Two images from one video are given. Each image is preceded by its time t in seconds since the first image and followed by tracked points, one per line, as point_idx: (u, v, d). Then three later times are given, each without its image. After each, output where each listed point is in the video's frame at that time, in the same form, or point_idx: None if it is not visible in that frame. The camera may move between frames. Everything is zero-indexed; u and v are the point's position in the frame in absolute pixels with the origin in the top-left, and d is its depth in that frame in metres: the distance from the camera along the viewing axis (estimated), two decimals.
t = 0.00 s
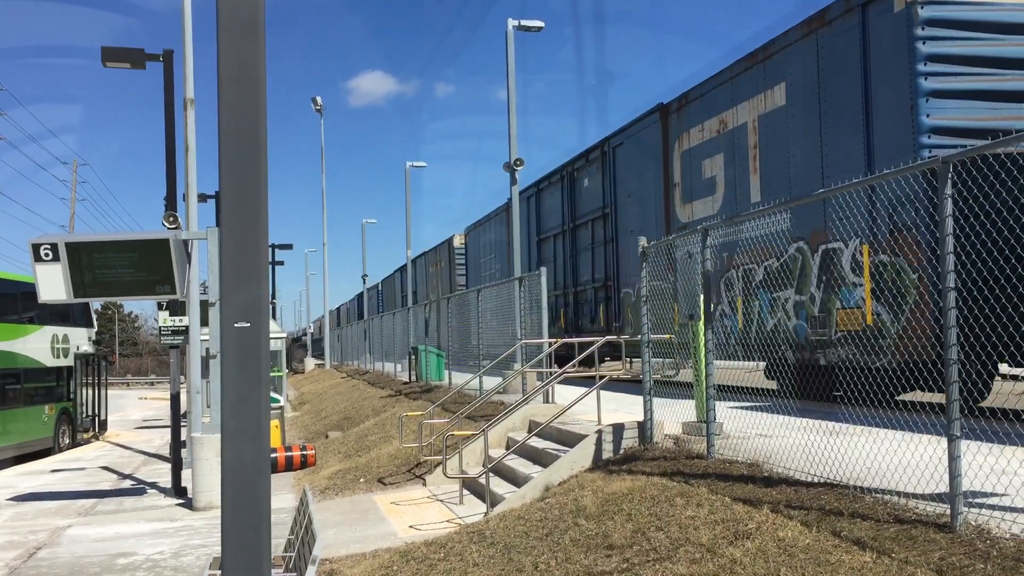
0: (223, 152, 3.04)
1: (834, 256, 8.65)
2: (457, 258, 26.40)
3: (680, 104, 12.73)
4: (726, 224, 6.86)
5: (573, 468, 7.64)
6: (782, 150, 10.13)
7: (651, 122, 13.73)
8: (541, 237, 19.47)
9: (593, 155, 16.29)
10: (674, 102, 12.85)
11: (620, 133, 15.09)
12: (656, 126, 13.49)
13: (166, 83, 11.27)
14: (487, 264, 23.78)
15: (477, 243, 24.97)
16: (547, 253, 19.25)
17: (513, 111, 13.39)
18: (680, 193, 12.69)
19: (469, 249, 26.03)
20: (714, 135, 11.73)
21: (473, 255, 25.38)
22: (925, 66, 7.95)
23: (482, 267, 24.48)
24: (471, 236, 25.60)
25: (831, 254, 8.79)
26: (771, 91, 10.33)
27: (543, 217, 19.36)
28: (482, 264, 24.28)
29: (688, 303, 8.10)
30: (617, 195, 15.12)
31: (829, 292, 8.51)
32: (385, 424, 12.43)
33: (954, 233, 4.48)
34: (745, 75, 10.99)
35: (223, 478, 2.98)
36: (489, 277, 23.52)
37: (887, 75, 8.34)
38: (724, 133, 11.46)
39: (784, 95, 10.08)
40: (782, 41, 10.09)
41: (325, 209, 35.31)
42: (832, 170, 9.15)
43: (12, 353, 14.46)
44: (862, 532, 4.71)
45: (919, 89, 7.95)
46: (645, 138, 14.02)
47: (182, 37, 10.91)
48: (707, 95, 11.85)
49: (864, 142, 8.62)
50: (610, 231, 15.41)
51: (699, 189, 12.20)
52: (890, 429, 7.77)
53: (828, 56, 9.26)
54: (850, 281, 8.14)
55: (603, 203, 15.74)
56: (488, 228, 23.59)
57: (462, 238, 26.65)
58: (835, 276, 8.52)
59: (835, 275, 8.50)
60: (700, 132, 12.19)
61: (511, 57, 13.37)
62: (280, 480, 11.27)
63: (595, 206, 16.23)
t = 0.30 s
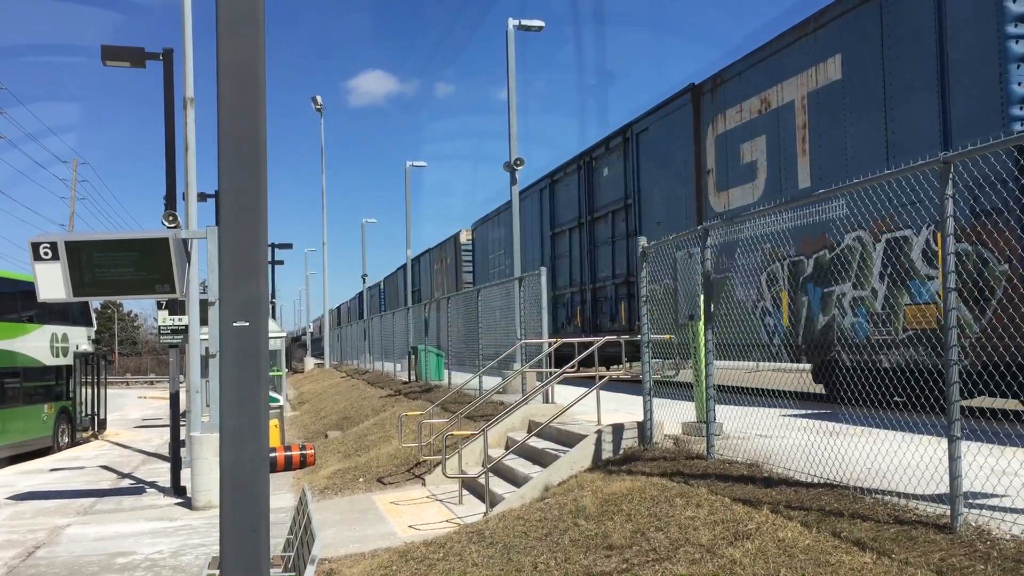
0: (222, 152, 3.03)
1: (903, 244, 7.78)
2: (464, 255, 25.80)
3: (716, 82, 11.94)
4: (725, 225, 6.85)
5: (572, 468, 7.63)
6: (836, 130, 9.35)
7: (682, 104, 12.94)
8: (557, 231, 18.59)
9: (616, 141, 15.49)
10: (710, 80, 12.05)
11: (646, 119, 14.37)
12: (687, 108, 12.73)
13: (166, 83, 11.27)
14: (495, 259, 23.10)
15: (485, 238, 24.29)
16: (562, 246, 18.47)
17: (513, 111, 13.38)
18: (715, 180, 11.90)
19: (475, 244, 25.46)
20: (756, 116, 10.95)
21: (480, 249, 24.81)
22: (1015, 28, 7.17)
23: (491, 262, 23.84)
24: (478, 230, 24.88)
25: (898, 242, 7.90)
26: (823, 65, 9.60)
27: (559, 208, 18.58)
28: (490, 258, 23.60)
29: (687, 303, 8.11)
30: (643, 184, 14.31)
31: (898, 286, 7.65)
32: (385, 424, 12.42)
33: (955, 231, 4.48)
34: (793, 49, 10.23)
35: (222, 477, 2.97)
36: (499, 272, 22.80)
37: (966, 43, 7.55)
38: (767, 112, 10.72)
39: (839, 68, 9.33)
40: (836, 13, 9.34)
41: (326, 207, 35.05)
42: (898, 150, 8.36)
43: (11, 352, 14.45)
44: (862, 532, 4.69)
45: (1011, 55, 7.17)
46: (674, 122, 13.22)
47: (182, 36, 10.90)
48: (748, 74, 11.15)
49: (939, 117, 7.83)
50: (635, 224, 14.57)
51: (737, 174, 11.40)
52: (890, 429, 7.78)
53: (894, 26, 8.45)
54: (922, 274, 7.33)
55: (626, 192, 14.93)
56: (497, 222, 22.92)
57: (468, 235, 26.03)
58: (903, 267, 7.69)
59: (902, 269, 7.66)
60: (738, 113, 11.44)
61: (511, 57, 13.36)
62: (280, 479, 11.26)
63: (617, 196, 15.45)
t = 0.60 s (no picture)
0: (223, 150, 3.02)
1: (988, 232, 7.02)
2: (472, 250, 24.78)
3: (756, 55, 10.60)
4: (727, 223, 6.83)
5: (573, 467, 7.63)
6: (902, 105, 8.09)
7: (714, 82, 11.62)
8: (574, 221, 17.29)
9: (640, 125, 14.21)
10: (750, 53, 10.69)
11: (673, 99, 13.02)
12: (721, 86, 11.43)
13: (168, 80, 11.26)
14: (508, 252, 21.96)
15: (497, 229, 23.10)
16: (579, 240, 17.26)
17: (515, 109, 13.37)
18: (756, 163, 10.51)
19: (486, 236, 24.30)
20: (804, 92, 9.61)
21: (492, 242, 23.65)
22: None
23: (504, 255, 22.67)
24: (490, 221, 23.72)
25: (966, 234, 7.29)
26: (890, 29, 8.26)
27: (575, 199, 17.35)
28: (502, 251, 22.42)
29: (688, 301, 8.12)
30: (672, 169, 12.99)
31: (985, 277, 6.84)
32: (386, 422, 12.43)
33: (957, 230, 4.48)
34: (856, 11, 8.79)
35: (224, 475, 2.97)
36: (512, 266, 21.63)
37: None
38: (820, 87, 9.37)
39: (910, 33, 8.00)
40: None
41: (327, 204, 34.86)
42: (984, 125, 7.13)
43: (13, 349, 14.47)
44: (863, 531, 4.69)
45: None
46: (707, 101, 11.84)
47: (184, 34, 10.89)
48: (795, 43, 9.82)
49: None
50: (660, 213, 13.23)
51: (783, 157, 10.05)
52: (892, 429, 7.76)
53: None
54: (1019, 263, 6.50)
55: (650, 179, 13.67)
56: (511, 214, 21.75)
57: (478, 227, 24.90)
58: (989, 257, 6.91)
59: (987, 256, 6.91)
60: (783, 88, 10.08)
61: (513, 55, 13.34)
62: (281, 477, 11.27)
63: (640, 184, 14.18)
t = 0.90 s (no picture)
0: (228, 149, 3.03)
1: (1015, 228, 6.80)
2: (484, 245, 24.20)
3: (809, 24, 9.47)
4: (730, 222, 6.82)
5: (576, 465, 7.63)
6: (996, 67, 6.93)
7: (764, 54, 10.38)
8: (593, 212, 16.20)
9: (673, 106, 12.95)
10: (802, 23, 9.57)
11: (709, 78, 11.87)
12: (769, 59, 10.20)
13: (171, 79, 11.27)
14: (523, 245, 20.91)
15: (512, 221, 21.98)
16: (600, 232, 16.07)
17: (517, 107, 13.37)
18: (808, 144, 9.33)
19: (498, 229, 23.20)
20: (866, 64, 8.52)
21: (505, 234, 22.53)
22: None
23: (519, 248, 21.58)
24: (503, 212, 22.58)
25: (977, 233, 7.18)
26: None
27: (597, 188, 16.14)
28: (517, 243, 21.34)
29: (691, 300, 8.14)
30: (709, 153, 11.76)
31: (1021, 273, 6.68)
32: (389, 421, 12.44)
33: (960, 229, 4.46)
34: None
35: (226, 473, 2.97)
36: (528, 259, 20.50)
37: None
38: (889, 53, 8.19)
39: None
40: None
41: (330, 201, 34.68)
42: None
43: (16, 348, 14.51)
44: (866, 530, 4.69)
45: None
46: (755, 75, 10.60)
47: (187, 33, 10.90)
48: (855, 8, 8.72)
49: None
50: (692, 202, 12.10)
51: (842, 138, 8.86)
52: (896, 428, 7.74)
53: None
54: None
55: (685, 164, 12.42)
56: (527, 205, 20.58)
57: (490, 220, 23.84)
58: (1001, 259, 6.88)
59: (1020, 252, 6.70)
60: (842, 60, 8.95)
61: (515, 54, 13.34)
62: (284, 475, 11.29)
63: (672, 170, 12.96)
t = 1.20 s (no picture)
0: (230, 149, 3.03)
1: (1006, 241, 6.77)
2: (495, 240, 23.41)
3: None
4: (733, 222, 6.80)
5: (579, 465, 7.63)
6: None
7: (818, 24, 9.35)
8: (617, 203, 15.34)
9: (708, 85, 12.03)
10: None
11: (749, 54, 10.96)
12: (825, 28, 9.16)
13: (174, 79, 11.28)
14: (541, 238, 20.10)
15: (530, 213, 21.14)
16: (624, 225, 15.18)
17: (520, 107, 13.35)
18: (873, 121, 8.31)
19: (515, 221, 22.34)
20: (945, 27, 7.47)
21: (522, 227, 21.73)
22: None
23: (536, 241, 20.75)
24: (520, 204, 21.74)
25: (983, 237, 7.20)
26: None
27: (620, 179, 15.27)
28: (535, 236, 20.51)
29: (694, 300, 8.17)
30: (751, 134, 10.83)
31: None
32: (392, 421, 12.44)
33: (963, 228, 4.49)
34: None
35: (230, 473, 2.97)
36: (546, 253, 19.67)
37: None
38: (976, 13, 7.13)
39: None
40: None
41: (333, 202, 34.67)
42: None
43: (20, 348, 14.53)
44: (869, 530, 4.68)
45: None
46: (804, 47, 9.62)
47: (191, 33, 10.91)
48: None
49: None
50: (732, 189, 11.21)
51: (914, 113, 7.86)
52: (899, 428, 7.73)
53: None
54: None
55: (722, 148, 11.52)
56: (545, 196, 19.72)
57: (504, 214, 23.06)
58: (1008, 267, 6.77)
59: (1023, 264, 6.64)
60: (915, 25, 7.89)
61: (518, 54, 13.33)
62: (287, 475, 11.29)
63: (707, 155, 12.03)
